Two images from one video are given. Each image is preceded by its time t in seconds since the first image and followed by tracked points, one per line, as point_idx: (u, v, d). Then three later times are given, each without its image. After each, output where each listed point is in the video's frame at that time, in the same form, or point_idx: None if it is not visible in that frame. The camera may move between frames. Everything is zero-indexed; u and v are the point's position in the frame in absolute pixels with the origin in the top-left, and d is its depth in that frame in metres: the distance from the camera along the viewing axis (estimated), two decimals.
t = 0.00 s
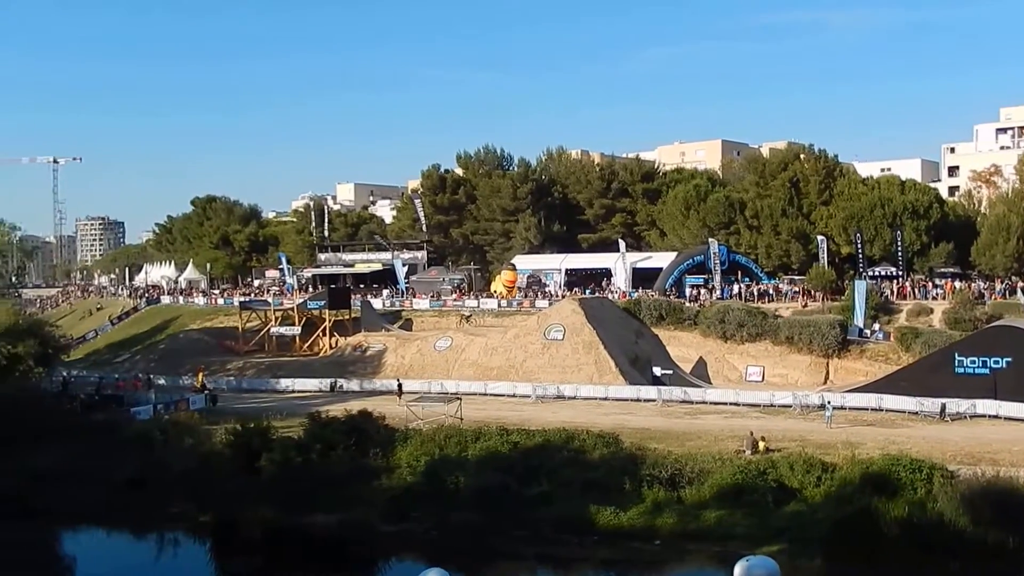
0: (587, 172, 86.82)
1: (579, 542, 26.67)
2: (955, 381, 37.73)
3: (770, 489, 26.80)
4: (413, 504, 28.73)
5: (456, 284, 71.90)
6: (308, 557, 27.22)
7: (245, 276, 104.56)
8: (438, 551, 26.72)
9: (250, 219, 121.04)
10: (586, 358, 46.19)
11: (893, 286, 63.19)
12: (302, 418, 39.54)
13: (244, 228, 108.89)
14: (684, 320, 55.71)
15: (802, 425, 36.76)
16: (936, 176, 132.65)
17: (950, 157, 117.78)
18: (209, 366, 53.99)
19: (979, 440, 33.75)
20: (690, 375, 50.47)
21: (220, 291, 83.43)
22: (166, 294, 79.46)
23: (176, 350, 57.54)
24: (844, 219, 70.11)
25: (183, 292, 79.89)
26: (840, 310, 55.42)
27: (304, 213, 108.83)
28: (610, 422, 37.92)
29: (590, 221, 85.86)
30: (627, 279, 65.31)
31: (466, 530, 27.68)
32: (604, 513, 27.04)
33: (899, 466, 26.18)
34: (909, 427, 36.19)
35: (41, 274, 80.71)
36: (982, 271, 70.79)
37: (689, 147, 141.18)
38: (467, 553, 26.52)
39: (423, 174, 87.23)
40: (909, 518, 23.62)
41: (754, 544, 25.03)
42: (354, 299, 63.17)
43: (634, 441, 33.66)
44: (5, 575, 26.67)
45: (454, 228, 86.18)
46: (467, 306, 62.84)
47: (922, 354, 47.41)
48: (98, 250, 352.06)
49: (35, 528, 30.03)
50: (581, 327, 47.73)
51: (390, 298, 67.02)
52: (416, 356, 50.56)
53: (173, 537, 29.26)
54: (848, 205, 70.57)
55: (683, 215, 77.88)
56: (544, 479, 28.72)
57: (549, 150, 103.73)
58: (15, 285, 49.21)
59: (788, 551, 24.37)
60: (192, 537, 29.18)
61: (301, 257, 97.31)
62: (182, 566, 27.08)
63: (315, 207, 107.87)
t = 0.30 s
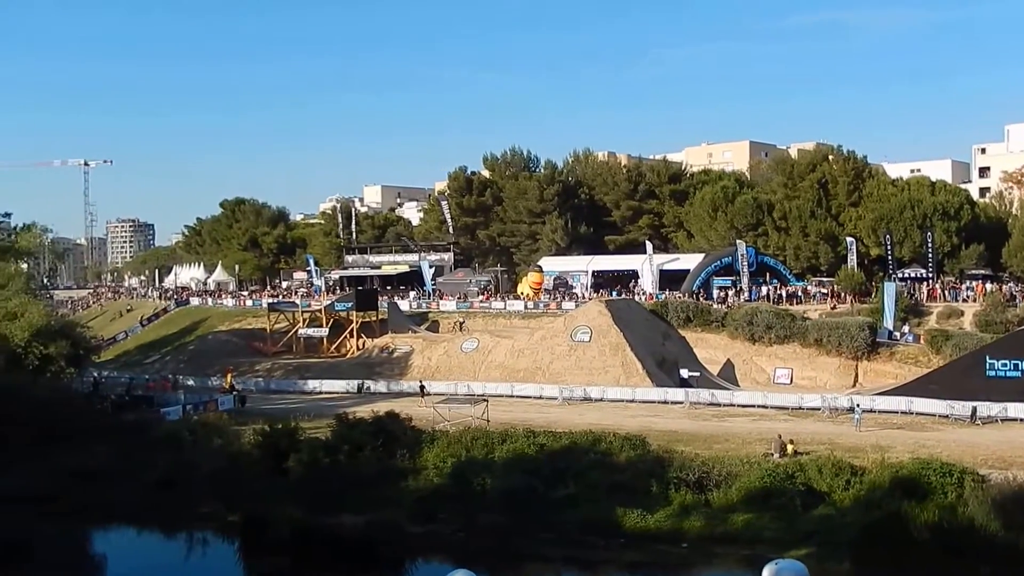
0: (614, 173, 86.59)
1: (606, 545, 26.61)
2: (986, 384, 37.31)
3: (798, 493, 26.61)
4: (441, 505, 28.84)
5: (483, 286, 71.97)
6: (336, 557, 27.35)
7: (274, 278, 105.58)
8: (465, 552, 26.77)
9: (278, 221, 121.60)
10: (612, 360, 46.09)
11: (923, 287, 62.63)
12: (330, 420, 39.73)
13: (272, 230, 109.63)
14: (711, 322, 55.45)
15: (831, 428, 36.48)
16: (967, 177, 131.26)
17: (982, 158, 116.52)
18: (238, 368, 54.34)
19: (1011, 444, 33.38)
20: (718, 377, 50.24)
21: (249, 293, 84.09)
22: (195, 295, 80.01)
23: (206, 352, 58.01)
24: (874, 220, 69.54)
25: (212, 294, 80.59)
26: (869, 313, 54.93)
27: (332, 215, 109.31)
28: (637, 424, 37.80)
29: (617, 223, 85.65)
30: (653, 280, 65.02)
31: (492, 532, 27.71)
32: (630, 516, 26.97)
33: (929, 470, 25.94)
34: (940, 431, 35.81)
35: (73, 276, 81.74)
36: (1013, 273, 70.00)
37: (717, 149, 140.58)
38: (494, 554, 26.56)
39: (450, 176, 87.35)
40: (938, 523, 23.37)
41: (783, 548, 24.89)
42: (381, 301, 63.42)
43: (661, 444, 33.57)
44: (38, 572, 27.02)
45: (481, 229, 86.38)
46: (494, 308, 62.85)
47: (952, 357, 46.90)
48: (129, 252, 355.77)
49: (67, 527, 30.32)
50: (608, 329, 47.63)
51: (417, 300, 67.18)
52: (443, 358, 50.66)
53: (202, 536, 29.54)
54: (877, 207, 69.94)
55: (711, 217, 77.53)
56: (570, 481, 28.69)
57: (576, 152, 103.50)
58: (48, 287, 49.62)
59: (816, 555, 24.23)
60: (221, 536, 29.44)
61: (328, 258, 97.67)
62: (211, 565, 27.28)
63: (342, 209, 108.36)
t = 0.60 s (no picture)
0: (641, 175, 86.29)
1: (633, 547, 26.56)
2: (1018, 389, 36.94)
3: (828, 496, 26.39)
4: (468, 506, 28.89)
5: (510, 288, 72.01)
6: (364, 558, 27.51)
7: (302, 280, 106.50)
8: (493, 554, 26.85)
9: (307, 223, 121.98)
10: (640, 362, 45.97)
11: (954, 289, 62.05)
12: (358, 421, 39.90)
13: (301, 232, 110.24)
14: (739, 324, 55.24)
15: (861, 431, 36.20)
16: (999, 177, 129.85)
17: (1015, 159, 115.20)
18: (266, 369, 54.67)
19: None
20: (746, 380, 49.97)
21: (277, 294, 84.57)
22: (224, 297, 80.61)
23: (235, 354, 58.47)
24: (904, 222, 68.83)
25: (242, 295, 81.20)
26: (899, 315, 54.38)
27: (359, 216, 109.77)
28: (665, 427, 37.68)
29: (645, 224, 85.28)
30: (680, 283, 64.55)
31: (521, 534, 27.73)
32: (658, 519, 26.91)
33: (961, 474, 25.66)
34: (972, 434, 35.44)
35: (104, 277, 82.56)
36: None
37: (745, 150, 139.97)
38: (521, 556, 26.61)
39: (477, 178, 87.43)
40: (970, 529, 23.03)
41: (812, 551, 24.74)
42: (408, 303, 63.61)
43: (689, 446, 33.45)
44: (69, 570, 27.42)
45: (508, 231, 86.38)
46: (521, 309, 62.77)
47: (984, 360, 46.52)
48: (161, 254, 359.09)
49: (99, 526, 30.63)
50: (635, 331, 47.50)
51: (444, 302, 67.28)
52: (470, 360, 50.73)
53: (231, 536, 29.89)
54: (908, 208, 69.31)
55: (739, 219, 77.15)
56: (597, 484, 28.60)
57: (603, 153, 103.20)
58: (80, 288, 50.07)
59: (846, 558, 24.08)
60: (250, 536, 29.77)
61: (356, 260, 98.03)
62: (240, 565, 27.53)
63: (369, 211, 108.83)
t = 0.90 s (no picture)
0: (669, 176, 85.94)
1: (661, 551, 26.48)
2: None
3: (858, 500, 26.12)
4: (495, 509, 28.78)
5: (537, 290, 71.97)
6: (393, 561, 27.64)
7: (331, 281, 106.77)
8: (521, 558, 26.92)
9: (335, 225, 122.57)
10: (668, 365, 45.75)
11: (986, 292, 61.33)
12: (386, 422, 40.02)
13: (329, 235, 110.80)
14: (768, 327, 54.92)
15: (892, 435, 35.80)
16: None
17: None
18: (295, 370, 54.97)
19: None
20: (776, 383, 49.60)
21: (305, 296, 85.08)
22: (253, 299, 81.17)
23: (264, 355, 58.85)
24: (936, 222, 67.49)
25: (271, 297, 81.72)
26: (931, 318, 53.84)
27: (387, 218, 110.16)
28: (693, 429, 37.49)
29: (672, 226, 84.91)
30: (709, 284, 64.54)
31: (548, 536, 27.69)
32: (686, 522, 26.73)
33: (994, 478, 25.29)
34: (1005, 438, 34.98)
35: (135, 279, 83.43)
36: None
37: (774, 151, 139.20)
38: (549, 560, 26.64)
39: (504, 180, 87.40)
40: (1004, 534, 22.46)
41: (842, 557, 24.56)
42: (435, 305, 63.73)
43: (717, 449, 33.27)
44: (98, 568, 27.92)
45: (535, 233, 86.30)
46: (548, 312, 62.63)
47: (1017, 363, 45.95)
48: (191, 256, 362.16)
49: (128, 527, 31.12)
50: (663, 333, 47.29)
51: (471, 304, 67.32)
52: (497, 362, 50.75)
53: (260, 536, 30.25)
54: (939, 208, 68.21)
55: (768, 220, 76.63)
56: (625, 486, 28.34)
57: (631, 154, 102.70)
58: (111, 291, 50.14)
59: (877, 564, 23.90)
60: (278, 537, 30.13)
61: (384, 262, 98.32)
62: (268, 565, 27.81)
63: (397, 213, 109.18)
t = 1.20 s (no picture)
0: (697, 177, 85.53)
1: (690, 555, 26.32)
2: None
3: (890, 505, 25.80)
4: (523, 511, 28.70)
5: (564, 292, 71.87)
6: (421, 564, 27.62)
7: (359, 284, 106.45)
8: (548, 561, 26.87)
9: (363, 228, 123.10)
10: (696, 367, 45.50)
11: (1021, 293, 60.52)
12: (414, 425, 40.14)
13: (358, 237, 111.24)
14: (798, 330, 54.51)
15: (924, 439, 35.41)
16: None
17: None
18: (323, 372, 55.23)
19: None
20: (806, 386, 49.27)
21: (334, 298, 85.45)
22: (281, 301, 81.60)
23: (293, 357, 59.17)
24: (968, 224, 67.31)
25: (300, 300, 82.15)
26: (964, 319, 53.18)
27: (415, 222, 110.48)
28: (722, 433, 37.28)
29: (701, 228, 84.57)
30: (737, 287, 64.22)
31: (576, 539, 27.59)
32: (715, 526, 26.51)
33: None
34: None
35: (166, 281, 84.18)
36: None
37: (803, 152, 138.31)
38: (576, 563, 26.58)
39: (532, 183, 87.39)
40: None
41: (874, 562, 24.34)
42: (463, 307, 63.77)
43: (746, 453, 33.07)
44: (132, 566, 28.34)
45: (562, 236, 86.21)
46: (575, 314, 62.57)
47: None
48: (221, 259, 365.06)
49: (161, 527, 31.29)
50: (691, 336, 47.02)
51: (499, 306, 67.37)
52: (524, 365, 50.74)
53: (289, 537, 30.27)
54: (972, 210, 67.83)
55: (798, 222, 76.02)
56: (653, 490, 28.09)
57: (659, 156, 102.17)
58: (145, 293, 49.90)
59: (910, 570, 23.66)
60: (308, 538, 30.04)
61: (411, 264, 98.66)
62: (297, 565, 27.94)
63: (425, 216, 109.50)
